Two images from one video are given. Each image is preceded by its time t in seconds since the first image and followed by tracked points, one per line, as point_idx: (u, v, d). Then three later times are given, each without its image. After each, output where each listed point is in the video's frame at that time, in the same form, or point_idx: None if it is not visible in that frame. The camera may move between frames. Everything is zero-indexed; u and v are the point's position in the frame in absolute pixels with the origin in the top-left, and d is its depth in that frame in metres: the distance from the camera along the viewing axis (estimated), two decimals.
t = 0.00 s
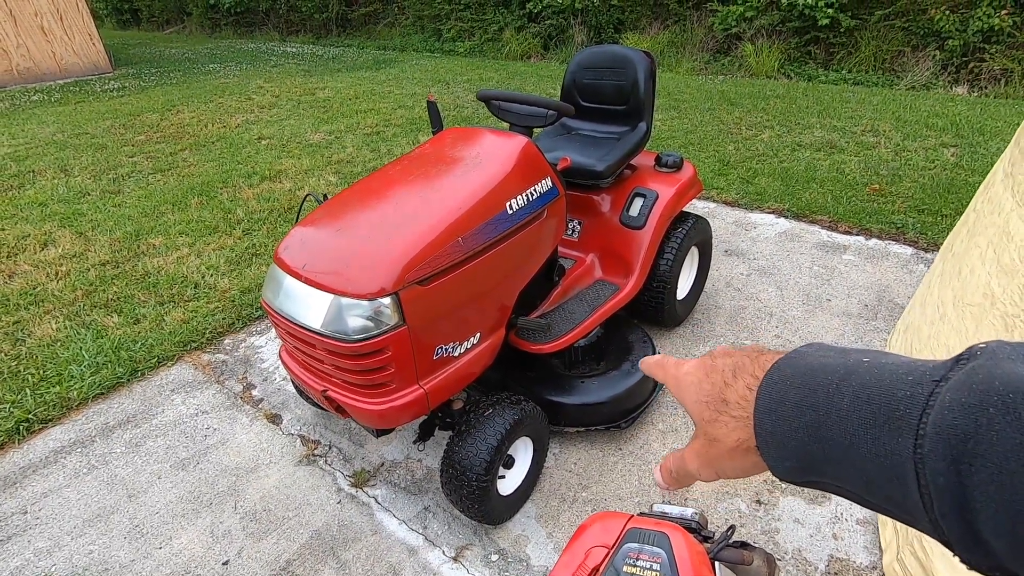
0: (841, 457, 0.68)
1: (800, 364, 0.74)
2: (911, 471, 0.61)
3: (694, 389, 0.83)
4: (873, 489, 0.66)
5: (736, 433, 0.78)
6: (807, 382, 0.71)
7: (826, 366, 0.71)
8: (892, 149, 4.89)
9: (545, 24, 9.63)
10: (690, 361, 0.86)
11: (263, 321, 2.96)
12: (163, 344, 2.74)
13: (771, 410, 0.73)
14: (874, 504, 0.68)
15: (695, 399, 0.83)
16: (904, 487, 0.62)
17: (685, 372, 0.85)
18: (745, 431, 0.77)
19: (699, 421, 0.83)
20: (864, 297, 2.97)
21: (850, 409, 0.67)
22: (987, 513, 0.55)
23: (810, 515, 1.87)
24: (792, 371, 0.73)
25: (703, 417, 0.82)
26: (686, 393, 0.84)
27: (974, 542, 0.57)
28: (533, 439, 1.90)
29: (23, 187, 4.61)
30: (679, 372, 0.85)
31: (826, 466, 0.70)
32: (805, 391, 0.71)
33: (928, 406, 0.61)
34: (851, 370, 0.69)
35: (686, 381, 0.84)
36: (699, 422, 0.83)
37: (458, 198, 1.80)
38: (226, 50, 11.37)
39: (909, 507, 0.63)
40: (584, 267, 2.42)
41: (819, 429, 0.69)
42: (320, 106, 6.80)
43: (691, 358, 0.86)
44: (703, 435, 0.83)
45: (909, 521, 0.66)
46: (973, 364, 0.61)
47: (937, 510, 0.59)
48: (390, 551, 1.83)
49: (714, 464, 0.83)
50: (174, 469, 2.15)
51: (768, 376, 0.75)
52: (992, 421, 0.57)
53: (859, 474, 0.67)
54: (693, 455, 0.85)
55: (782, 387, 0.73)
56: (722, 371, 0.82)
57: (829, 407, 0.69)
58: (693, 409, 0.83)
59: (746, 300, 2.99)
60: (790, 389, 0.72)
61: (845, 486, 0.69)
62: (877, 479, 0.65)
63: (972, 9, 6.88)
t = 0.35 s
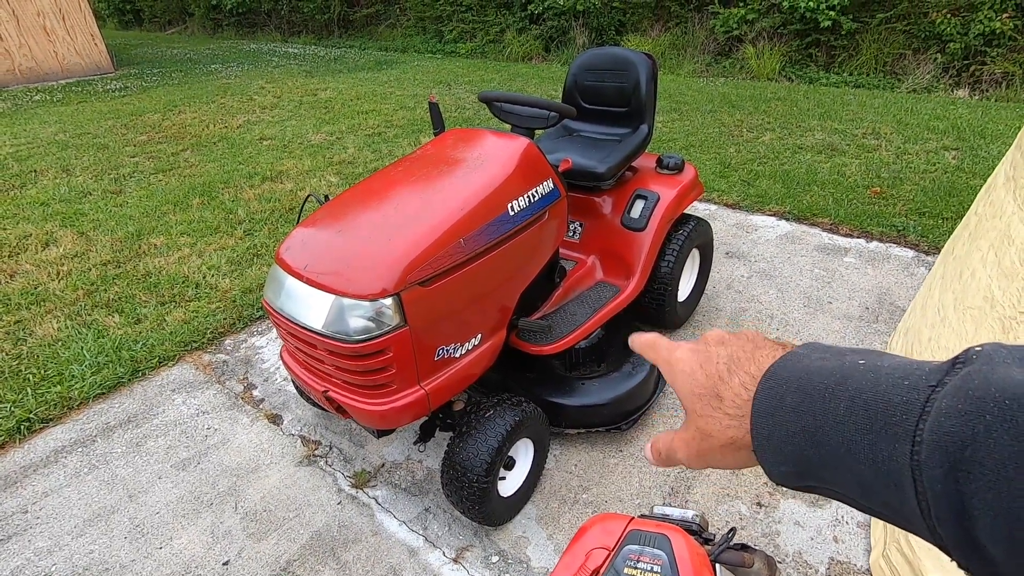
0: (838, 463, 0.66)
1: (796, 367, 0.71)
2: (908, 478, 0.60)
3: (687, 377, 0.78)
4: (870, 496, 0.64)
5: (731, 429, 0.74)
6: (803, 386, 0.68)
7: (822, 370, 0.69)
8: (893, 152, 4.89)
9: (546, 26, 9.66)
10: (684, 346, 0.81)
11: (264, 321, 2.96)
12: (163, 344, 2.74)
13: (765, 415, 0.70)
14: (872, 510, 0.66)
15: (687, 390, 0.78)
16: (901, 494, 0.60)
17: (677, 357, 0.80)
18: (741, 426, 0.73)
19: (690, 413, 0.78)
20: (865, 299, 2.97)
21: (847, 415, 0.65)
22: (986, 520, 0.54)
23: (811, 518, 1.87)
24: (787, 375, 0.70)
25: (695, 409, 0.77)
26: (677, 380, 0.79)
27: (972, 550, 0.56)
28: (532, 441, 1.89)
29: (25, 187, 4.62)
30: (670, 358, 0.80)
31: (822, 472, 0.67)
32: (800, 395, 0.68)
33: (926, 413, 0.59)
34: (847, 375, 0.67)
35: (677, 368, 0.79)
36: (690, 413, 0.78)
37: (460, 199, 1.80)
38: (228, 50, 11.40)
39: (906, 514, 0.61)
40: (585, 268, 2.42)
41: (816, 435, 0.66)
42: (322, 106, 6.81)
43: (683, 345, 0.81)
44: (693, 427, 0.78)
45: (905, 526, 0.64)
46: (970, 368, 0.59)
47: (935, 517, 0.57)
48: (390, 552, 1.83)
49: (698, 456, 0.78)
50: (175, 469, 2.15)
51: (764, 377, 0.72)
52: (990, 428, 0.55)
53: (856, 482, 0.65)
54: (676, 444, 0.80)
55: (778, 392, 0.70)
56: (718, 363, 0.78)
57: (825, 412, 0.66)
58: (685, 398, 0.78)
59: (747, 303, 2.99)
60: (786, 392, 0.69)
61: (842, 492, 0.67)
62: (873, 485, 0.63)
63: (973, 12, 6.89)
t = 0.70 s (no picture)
0: (836, 461, 0.68)
1: (797, 367, 0.75)
2: (907, 475, 0.61)
3: (695, 399, 0.88)
4: (867, 492, 0.66)
5: (734, 439, 0.81)
6: (803, 386, 0.72)
7: (823, 371, 0.72)
8: (893, 152, 4.89)
9: (546, 27, 9.66)
10: (693, 375, 0.91)
11: (263, 322, 2.96)
12: (163, 345, 2.74)
13: (765, 414, 0.75)
14: (871, 509, 0.68)
15: (696, 410, 0.87)
16: (897, 491, 0.62)
17: (686, 386, 0.90)
18: (741, 435, 0.80)
19: (699, 431, 0.86)
20: (864, 299, 2.97)
21: (845, 413, 0.67)
22: (984, 519, 0.54)
23: (810, 518, 1.87)
24: (787, 375, 0.75)
25: (703, 426, 0.86)
26: (687, 404, 0.89)
27: (972, 550, 0.56)
28: (532, 441, 1.89)
29: (23, 187, 4.61)
30: (680, 387, 0.91)
31: (820, 470, 0.70)
32: (801, 394, 0.72)
33: (925, 411, 0.61)
34: (847, 374, 0.70)
35: (685, 395, 0.90)
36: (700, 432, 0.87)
37: (459, 200, 1.80)
38: (227, 51, 11.38)
39: (904, 512, 0.63)
40: (584, 269, 2.42)
41: (814, 433, 0.70)
42: (321, 107, 6.81)
43: (693, 375, 0.91)
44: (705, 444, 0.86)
45: (906, 526, 0.65)
46: (972, 368, 0.60)
47: (933, 515, 0.58)
48: (389, 553, 1.83)
49: (717, 471, 0.85)
50: (174, 470, 2.15)
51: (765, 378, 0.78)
52: (990, 425, 0.56)
53: (854, 480, 0.67)
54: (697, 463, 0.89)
55: (778, 392, 0.74)
56: (721, 380, 0.86)
57: (824, 410, 0.69)
58: (694, 419, 0.87)
59: (746, 303, 2.99)
60: (787, 392, 0.74)
61: (842, 491, 0.70)
62: (871, 483, 0.65)
63: (972, 13, 6.90)
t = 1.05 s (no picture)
0: (854, 476, 0.68)
1: (811, 379, 0.74)
2: (930, 491, 0.60)
3: (703, 409, 0.86)
4: (886, 508, 0.66)
5: (747, 451, 0.81)
6: (820, 399, 0.71)
7: (839, 383, 0.71)
8: (895, 152, 4.89)
9: (547, 27, 9.66)
10: (700, 383, 0.89)
11: (265, 321, 2.96)
12: (165, 344, 2.73)
13: (779, 425, 0.73)
14: (885, 524, 0.68)
15: (704, 419, 0.86)
16: (919, 508, 0.62)
17: (693, 394, 0.88)
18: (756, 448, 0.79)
19: (707, 441, 0.86)
20: (867, 300, 2.97)
21: (865, 427, 0.67)
22: (1010, 538, 0.54)
23: (814, 519, 1.86)
24: (803, 387, 0.73)
25: (712, 436, 0.85)
26: (693, 412, 0.87)
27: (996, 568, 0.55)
28: (535, 441, 1.88)
29: (25, 187, 4.61)
30: (685, 394, 0.89)
31: (837, 484, 0.69)
32: (817, 407, 0.71)
33: (948, 426, 0.60)
34: (865, 387, 0.69)
35: (692, 402, 0.88)
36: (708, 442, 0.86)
37: (462, 199, 1.79)
38: (229, 51, 11.39)
39: (924, 528, 0.62)
40: (587, 269, 2.41)
41: (832, 447, 0.68)
42: (323, 106, 6.81)
43: (699, 382, 0.89)
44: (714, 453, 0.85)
45: (922, 541, 0.65)
46: (996, 384, 0.60)
47: (957, 533, 0.58)
48: (392, 553, 1.82)
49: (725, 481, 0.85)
50: (175, 469, 2.14)
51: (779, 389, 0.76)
52: (1016, 441, 0.55)
53: (873, 495, 0.67)
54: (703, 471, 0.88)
55: (793, 404, 0.73)
56: (732, 390, 0.85)
57: (842, 424, 0.68)
58: (703, 428, 0.86)
59: (749, 303, 2.98)
60: (802, 405, 0.72)
61: (857, 505, 0.69)
62: (890, 498, 0.65)
63: (974, 13, 6.89)
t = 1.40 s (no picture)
0: (921, 540, 0.63)
1: (866, 431, 0.70)
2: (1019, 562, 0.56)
3: (733, 454, 0.82)
4: None
5: (790, 505, 0.75)
6: (880, 453, 0.67)
7: (898, 436, 0.67)
8: (908, 149, 4.82)
9: (553, 19, 9.56)
10: (727, 426, 0.85)
11: (270, 313, 2.91)
12: (169, 335, 2.69)
13: (832, 482, 0.69)
14: None
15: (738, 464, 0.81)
16: None
17: (720, 436, 0.84)
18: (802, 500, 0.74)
19: (741, 489, 0.80)
20: (883, 299, 2.91)
21: (937, 487, 0.62)
22: None
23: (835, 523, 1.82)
24: (859, 439, 0.69)
25: (746, 486, 0.79)
26: (724, 457, 0.82)
27: None
28: (549, 440, 1.83)
29: (27, 174, 4.56)
30: (713, 435, 0.84)
31: (898, 547, 0.64)
32: (879, 461, 0.66)
33: None
34: (932, 443, 0.65)
35: (722, 445, 0.83)
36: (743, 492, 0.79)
37: (476, 190, 1.74)
38: (232, 40, 11.30)
39: None
40: (600, 263, 2.36)
41: (898, 506, 0.64)
42: (328, 97, 6.75)
43: (726, 425, 0.86)
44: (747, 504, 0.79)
45: None
46: None
47: None
48: (401, 552, 1.78)
49: (758, 538, 0.78)
50: (180, 462, 2.10)
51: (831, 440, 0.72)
52: None
53: (941, 560, 0.62)
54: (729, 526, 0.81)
55: (852, 457, 0.68)
56: (767, 437, 0.82)
57: (910, 482, 0.64)
58: (734, 476, 0.81)
59: (763, 300, 2.93)
60: (861, 458, 0.68)
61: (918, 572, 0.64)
62: (965, 566, 0.60)
63: (988, 9, 6.80)
